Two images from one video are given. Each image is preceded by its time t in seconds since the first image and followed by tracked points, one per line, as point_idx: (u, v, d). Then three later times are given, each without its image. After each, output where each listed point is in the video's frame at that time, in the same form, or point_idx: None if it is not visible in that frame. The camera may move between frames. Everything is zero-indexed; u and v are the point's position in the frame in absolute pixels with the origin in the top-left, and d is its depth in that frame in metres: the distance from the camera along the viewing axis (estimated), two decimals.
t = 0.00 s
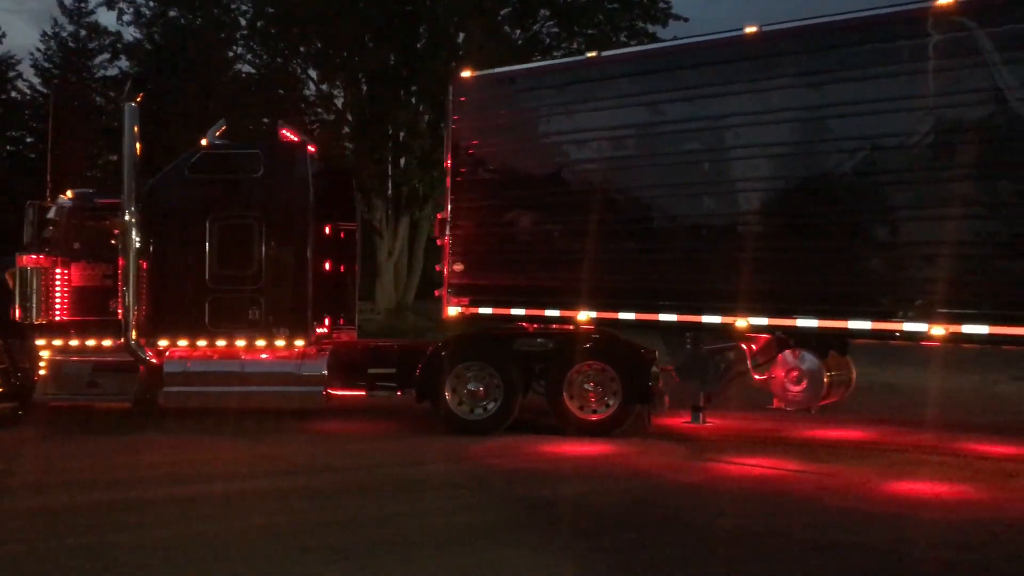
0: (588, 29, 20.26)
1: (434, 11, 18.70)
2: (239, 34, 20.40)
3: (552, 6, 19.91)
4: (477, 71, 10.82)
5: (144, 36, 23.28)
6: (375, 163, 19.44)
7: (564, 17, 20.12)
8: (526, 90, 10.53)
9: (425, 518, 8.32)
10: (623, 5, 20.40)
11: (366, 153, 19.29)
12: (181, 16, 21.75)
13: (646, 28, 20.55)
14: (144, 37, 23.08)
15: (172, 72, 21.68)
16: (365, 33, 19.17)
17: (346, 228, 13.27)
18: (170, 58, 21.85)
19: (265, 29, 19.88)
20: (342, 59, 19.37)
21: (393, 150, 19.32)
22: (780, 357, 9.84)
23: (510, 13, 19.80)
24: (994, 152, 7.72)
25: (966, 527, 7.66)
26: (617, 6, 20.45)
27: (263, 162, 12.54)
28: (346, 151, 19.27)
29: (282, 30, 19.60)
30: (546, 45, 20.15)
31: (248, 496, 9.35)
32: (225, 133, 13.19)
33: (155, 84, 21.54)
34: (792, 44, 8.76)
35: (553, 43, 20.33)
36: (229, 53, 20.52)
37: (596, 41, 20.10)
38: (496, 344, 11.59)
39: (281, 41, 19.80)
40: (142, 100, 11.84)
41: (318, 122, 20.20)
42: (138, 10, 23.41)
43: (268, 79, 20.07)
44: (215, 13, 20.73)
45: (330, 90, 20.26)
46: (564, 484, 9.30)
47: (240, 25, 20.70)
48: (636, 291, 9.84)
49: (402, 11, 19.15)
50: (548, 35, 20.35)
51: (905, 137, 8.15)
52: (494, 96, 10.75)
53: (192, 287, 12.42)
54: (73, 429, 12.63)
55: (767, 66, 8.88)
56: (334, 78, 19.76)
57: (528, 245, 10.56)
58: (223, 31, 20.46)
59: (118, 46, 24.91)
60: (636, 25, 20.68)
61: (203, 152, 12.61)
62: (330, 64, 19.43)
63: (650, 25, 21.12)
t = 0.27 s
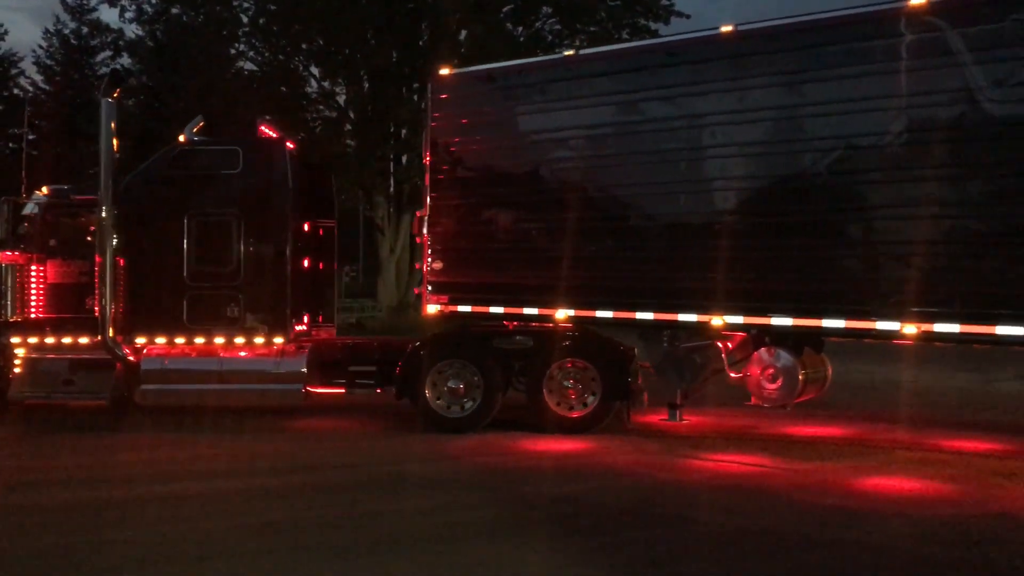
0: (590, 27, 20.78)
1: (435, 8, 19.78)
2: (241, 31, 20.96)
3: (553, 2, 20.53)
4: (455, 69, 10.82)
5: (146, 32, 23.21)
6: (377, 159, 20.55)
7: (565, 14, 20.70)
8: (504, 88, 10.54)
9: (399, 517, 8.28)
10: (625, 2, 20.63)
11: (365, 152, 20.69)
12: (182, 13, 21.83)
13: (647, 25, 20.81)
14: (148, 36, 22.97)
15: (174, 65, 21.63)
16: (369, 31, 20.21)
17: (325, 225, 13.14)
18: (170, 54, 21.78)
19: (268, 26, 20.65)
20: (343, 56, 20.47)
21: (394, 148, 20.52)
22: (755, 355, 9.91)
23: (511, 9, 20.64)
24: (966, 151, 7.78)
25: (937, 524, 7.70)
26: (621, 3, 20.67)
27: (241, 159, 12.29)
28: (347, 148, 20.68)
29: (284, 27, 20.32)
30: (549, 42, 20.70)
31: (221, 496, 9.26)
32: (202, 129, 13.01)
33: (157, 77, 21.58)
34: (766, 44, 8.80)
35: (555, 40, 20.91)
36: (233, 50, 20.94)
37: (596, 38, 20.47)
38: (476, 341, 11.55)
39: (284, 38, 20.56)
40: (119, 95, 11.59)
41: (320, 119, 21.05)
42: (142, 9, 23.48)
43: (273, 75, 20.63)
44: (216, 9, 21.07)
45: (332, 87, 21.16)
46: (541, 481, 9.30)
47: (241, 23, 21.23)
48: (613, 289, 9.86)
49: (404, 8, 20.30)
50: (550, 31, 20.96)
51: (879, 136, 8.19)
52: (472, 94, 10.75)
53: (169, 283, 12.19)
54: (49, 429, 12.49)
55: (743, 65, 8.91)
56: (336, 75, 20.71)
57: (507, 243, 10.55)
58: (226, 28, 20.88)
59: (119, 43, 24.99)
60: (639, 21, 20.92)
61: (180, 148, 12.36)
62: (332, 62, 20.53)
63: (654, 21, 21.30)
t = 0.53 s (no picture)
0: (592, 25, 21.20)
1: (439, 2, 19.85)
2: (242, 28, 21.00)
3: None
4: (431, 68, 10.80)
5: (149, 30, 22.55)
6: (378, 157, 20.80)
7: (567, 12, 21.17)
8: (480, 87, 10.52)
9: (375, 517, 8.22)
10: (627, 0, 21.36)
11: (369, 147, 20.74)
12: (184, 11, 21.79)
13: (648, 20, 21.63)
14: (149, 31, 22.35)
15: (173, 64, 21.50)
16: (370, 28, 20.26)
17: (302, 222, 12.86)
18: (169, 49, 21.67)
19: (269, 23, 20.66)
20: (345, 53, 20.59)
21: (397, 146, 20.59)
22: (730, 354, 10.01)
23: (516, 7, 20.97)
24: (936, 152, 7.84)
25: (907, 520, 7.74)
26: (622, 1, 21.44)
27: (219, 157, 12.17)
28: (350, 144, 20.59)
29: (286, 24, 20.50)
30: (549, 40, 21.20)
31: (194, 496, 9.13)
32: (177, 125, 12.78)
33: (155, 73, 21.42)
34: (739, 44, 8.83)
35: (557, 38, 21.33)
36: (235, 47, 21.06)
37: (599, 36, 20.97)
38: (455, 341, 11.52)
39: (286, 35, 20.68)
40: (94, 91, 11.40)
41: (322, 116, 21.05)
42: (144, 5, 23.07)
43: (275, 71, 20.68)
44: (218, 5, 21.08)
45: (333, 85, 21.04)
46: (517, 479, 9.29)
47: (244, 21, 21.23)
48: (589, 288, 9.87)
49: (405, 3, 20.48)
50: (552, 29, 21.37)
51: (851, 136, 8.22)
52: (448, 93, 10.73)
53: (145, 281, 12.03)
54: (23, 427, 12.37)
55: (717, 66, 8.93)
56: (337, 71, 20.75)
57: (484, 242, 10.54)
58: (228, 25, 20.97)
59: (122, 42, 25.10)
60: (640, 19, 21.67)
61: (155, 146, 12.18)
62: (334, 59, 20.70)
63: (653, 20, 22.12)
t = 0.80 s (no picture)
0: (593, 23, 20.41)
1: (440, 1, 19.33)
2: (243, 26, 20.61)
3: None
4: (408, 65, 10.77)
5: (149, 27, 22.17)
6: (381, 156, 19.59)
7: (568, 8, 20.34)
8: (457, 85, 10.49)
9: (350, 517, 8.16)
10: None
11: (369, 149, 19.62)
12: (186, 9, 21.23)
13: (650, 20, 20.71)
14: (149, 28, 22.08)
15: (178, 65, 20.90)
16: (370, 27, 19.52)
17: (278, 219, 12.73)
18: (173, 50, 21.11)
19: (269, 21, 20.20)
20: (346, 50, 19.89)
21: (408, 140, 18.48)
22: (705, 351, 10.05)
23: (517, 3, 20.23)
24: (908, 150, 7.89)
25: (878, 517, 7.80)
26: None
27: (194, 155, 12.07)
28: (351, 142, 19.73)
29: (285, 21, 20.05)
30: (549, 38, 20.31)
31: (166, 496, 9.01)
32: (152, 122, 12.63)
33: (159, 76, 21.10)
34: (714, 42, 8.85)
35: (559, 35, 20.45)
36: (235, 45, 20.76)
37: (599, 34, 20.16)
38: (432, 338, 11.45)
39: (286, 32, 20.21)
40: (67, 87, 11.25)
41: (322, 115, 20.58)
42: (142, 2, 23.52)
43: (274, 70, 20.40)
44: (219, 4, 20.77)
45: (335, 83, 20.33)
46: (493, 479, 9.25)
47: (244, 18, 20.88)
48: (566, 286, 9.86)
49: None
50: (553, 27, 20.57)
51: (824, 134, 8.27)
52: (425, 90, 10.71)
53: (119, 280, 11.89)
54: None
55: (692, 64, 8.96)
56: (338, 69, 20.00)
57: (461, 239, 10.52)
58: (228, 24, 20.58)
59: (121, 38, 25.65)
60: (641, 17, 20.85)
61: (130, 143, 12.03)
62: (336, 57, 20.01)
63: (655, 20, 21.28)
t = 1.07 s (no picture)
0: (593, 23, 23.39)
1: None
2: (246, 25, 23.15)
3: None
4: (389, 62, 10.80)
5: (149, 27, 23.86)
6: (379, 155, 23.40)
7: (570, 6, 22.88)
8: (438, 82, 10.53)
9: (329, 517, 8.14)
10: None
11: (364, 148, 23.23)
12: (187, 7, 22.92)
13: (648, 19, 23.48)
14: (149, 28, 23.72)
15: (174, 55, 21.29)
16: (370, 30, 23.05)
17: (255, 217, 12.82)
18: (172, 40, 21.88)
19: (269, 20, 23.38)
20: (347, 51, 23.24)
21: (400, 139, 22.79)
22: (681, 347, 10.15)
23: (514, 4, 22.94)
24: (881, 147, 8.02)
25: (850, 514, 7.88)
26: None
27: (170, 152, 11.88)
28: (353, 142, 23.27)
29: (284, 26, 23.32)
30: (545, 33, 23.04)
31: (143, 495, 8.99)
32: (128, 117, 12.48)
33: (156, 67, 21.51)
34: (691, 41, 8.93)
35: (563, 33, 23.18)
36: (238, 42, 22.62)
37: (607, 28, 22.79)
38: (410, 335, 11.48)
39: (289, 31, 23.45)
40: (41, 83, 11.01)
41: (323, 112, 24.11)
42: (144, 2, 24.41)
43: (278, 70, 23.59)
44: (219, 4, 22.17)
45: (334, 82, 23.89)
46: (472, 478, 9.24)
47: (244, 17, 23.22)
48: (544, 283, 9.91)
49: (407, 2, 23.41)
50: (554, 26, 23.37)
51: (800, 132, 8.37)
52: (405, 87, 10.74)
53: (95, 278, 11.73)
54: None
55: (669, 63, 9.04)
56: (338, 68, 23.54)
57: (440, 236, 10.56)
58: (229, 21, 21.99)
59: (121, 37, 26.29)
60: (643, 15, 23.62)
61: (107, 140, 11.90)
62: (337, 56, 23.40)
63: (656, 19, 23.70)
